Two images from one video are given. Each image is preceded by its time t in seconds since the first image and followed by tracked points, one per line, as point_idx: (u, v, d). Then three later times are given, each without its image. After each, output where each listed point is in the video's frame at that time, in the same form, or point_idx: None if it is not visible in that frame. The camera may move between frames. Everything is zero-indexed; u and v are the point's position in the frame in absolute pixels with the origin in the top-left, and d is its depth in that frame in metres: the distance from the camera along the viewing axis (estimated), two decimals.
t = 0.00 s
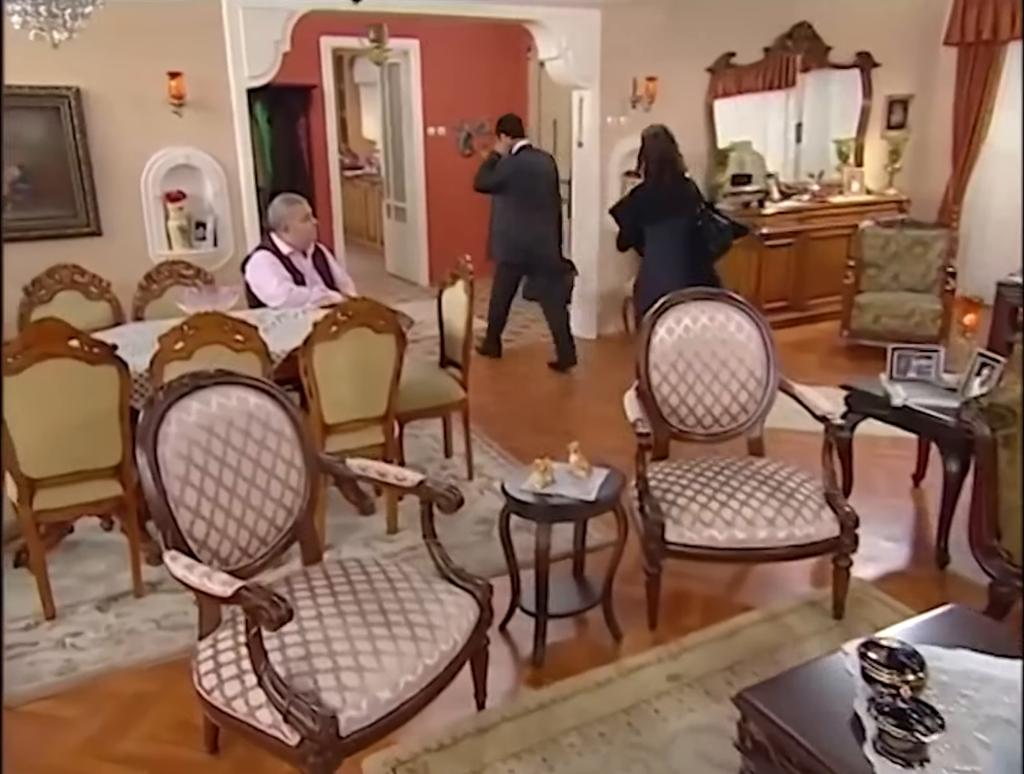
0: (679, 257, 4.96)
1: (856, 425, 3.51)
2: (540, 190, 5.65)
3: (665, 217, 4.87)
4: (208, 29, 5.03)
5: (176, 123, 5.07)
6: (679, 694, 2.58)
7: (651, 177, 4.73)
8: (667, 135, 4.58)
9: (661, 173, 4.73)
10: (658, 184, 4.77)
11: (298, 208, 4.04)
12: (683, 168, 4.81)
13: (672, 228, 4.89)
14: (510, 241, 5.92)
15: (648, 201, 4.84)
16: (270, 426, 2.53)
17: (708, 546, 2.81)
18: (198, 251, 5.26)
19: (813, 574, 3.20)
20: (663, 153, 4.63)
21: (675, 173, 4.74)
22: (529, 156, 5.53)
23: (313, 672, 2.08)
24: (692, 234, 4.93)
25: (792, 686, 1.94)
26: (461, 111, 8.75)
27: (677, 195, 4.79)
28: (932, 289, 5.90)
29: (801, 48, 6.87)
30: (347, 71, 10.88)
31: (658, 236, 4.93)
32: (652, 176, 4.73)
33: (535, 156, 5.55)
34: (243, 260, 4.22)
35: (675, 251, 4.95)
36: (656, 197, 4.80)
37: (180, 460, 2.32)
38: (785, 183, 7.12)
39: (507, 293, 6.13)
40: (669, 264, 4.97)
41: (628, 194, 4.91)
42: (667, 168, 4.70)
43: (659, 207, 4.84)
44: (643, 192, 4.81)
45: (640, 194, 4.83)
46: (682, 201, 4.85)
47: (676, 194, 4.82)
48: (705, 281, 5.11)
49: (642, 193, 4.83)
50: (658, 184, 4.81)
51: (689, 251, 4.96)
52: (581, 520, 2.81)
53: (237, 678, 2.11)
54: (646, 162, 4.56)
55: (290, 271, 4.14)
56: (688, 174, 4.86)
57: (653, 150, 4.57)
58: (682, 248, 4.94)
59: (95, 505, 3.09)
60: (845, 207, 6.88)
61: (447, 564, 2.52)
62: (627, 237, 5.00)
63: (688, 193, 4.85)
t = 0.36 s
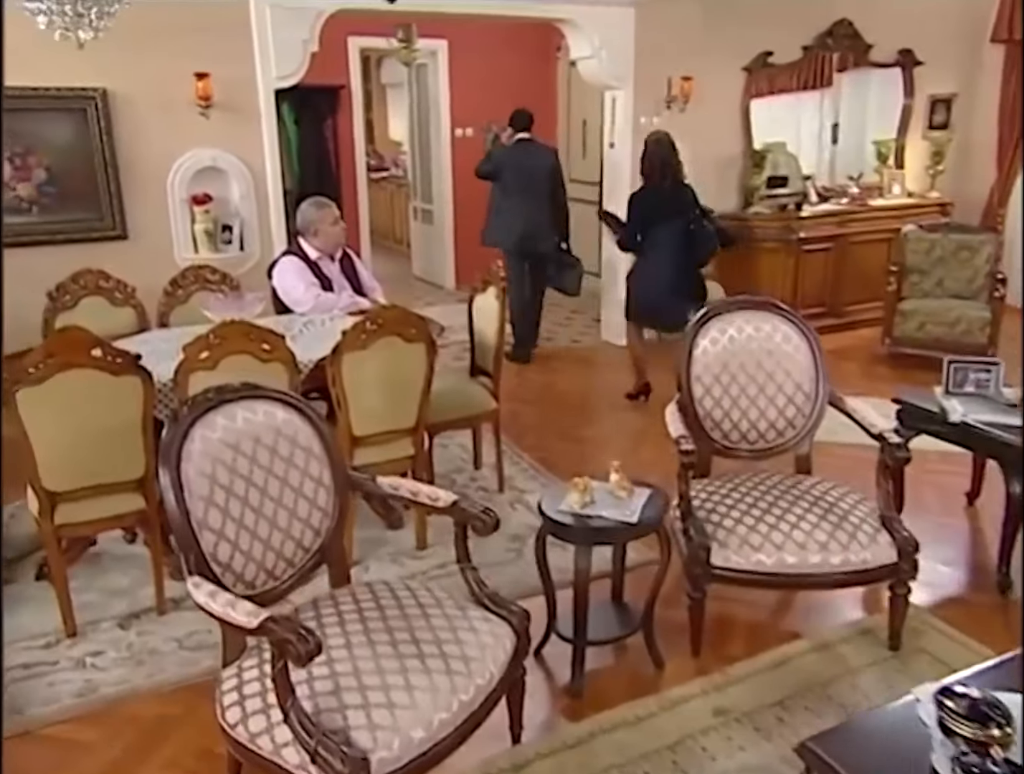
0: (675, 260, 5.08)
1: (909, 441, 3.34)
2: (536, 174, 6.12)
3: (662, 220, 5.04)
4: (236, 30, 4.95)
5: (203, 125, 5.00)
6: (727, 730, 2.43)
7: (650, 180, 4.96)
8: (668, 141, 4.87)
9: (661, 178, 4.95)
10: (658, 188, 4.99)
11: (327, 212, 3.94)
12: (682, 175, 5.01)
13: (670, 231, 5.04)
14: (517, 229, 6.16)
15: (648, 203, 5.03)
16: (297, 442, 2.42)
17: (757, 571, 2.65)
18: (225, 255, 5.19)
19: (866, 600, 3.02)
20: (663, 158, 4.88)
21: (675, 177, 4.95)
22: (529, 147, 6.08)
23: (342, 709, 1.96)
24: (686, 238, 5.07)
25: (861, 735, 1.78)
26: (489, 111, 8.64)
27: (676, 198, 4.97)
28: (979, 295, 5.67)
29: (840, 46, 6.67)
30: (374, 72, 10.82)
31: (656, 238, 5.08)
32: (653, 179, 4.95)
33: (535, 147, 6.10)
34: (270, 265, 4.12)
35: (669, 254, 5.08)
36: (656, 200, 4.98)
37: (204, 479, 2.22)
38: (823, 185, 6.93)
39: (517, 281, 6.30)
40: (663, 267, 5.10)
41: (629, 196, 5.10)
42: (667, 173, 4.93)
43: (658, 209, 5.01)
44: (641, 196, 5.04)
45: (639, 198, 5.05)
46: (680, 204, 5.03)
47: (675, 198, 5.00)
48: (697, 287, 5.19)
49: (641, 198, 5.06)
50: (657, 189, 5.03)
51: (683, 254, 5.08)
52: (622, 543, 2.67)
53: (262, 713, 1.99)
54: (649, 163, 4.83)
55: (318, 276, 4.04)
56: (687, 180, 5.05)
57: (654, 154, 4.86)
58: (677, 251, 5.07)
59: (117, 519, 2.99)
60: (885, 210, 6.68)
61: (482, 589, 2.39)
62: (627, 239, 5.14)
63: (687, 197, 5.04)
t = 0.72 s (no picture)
0: (653, 248, 5.19)
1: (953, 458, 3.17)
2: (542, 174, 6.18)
3: (641, 209, 5.12)
4: (250, 28, 4.83)
5: (214, 125, 4.87)
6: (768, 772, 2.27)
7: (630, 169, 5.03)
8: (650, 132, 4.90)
9: (642, 167, 5.01)
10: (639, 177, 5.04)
11: (344, 213, 3.83)
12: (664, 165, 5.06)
13: (650, 220, 5.13)
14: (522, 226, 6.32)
15: (628, 191, 5.09)
16: (310, 462, 2.27)
17: (798, 599, 2.49)
18: (236, 259, 5.05)
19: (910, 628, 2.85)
20: (645, 148, 4.92)
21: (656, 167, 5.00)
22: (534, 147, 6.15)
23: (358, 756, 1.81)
24: (665, 228, 5.15)
25: None
26: (505, 111, 8.50)
27: (656, 187, 5.02)
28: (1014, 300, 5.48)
29: (867, 43, 6.50)
30: (387, 72, 10.70)
31: (636, 225, 5.17)
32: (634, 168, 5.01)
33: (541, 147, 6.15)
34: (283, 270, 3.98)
35: (647, 242, 5.19)
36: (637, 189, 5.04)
37: (211, 502, 2.07)
38: (849, 186, 6.75)
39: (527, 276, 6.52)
40: (640, 254, 5.22)
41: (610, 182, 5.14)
42: (649, 164, 4.98)
43: (639, 198, 5.07)
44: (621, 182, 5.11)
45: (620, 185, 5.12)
46: (660, 194, 5.09)
47: (656, 188, 5.06)
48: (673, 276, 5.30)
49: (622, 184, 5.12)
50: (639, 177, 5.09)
51: (660, 243, 5.18)
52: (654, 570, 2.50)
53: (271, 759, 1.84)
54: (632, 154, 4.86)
55: (332, 282, 3.90)
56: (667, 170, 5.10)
57: (635, 144, 4.89)
58: (657, 240, 5.18)
59: (122, 538, 2.86)
60: (914, 212, 6.50)
61: (507, 621, 2.24)
62: (608, 225, 5.24)
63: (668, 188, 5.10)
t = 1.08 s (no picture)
0: (641, 237, 5.54)
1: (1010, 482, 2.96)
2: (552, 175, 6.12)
3: (630, 200, 5.52)
4: (266, 25, 4.68)
5: (228, 125, 4.73)
6: None
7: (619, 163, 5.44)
8: (636, 129, 5.37)
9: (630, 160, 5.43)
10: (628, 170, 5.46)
11: (363, 217, 3.66)
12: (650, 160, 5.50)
13: (638, 211, 5.50)
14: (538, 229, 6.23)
15: (617, 185, 5.50)
16: (326, 487, 2.11)
17: (851, 638, 2.30)
18: (249, 263, 4.90)
19: (968, 667, 2.65)
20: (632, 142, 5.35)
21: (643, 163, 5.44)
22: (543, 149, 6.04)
23: None
24: (653, 219, 5.52)
25: None
26: (525, 111, 8.33)
27: (643, 181, 5.44)
28: None
29: (900, 42, 6.29)
30: (403, 73, 10.57)
31: (624, 217, 5.56)
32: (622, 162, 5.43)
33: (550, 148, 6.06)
34: (297, 276, 3.82)
35: (636, 232, 5.54)
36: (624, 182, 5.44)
37: (219, 534, 1.91)
38: (880, 189, 6.57)
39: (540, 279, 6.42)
40: (630, 243, 5.55)
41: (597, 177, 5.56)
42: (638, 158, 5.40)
43: (627, 190, 5.47)
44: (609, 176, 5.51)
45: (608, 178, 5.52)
46: (646, 188, 5.52)
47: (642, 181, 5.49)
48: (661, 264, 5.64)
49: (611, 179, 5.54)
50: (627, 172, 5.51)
51: (648, 234, 5.54)
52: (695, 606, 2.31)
53: None
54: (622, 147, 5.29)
55: (348, 288, 3.74)
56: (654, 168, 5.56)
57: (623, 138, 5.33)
58: (645, 230, 5.53)
59: (126, 562, 2.70)
60: (948, 216, 6.27)
61: (539, 661, 2.07)
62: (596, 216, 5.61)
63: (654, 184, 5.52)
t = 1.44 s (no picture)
0: (616, 236, 5.76)
1: None
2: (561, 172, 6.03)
3: (614, 198, 5.76)
4: (275, 18, 4.51)
5: (235, 122, 4.55)
6: None
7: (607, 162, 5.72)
8: (627, 131, 5.62)
9: (618, 161, 5.68)
10: (614, 170, 5.72)
11: (376, 219, 3.48)
12: (639, 163, 5.70)
13: (618, 209, 5.73)
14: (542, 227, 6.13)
15: (605, 181, 5.77)
16: (340, 518, 1.93)
17: (912, 682, 2.08)
18: (256, 267, 4.72)
19: None
20: (620, 143, 5.61)
21: (629, 163, 5.66)
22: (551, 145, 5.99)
23: None
24: (633, 220, 5.71)
25: None
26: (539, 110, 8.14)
27: (628, 180, 5.68)
28: None
29: (929, 37, 6.06)
30: (414, 70, 10.42)
31: (607, 214, 5.80)
32: (610, 161, 5.70)
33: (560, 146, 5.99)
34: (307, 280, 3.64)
35: (615, 231, 5.78)
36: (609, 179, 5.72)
37: (223, 574, 1.73)
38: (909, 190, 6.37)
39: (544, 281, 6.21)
40: (608, 240, 5.81)
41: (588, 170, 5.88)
42: (624, 158, 5.65)
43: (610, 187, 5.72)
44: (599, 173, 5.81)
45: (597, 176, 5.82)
46: (633, 189, 5.71)
47: (626, 181, 5.69)
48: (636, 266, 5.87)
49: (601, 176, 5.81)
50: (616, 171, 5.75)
51: (628, 234, 5.75)
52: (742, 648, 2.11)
53: None
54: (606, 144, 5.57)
55: (360, 293, 3.55)
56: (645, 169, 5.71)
57: (612, 138, 5.61)
58: (624, 230, 5.74)
59: (124, 590, 2.52)
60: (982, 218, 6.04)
61: (575, 712, 1.89)
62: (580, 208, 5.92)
63: (641, 184, 5.70)
